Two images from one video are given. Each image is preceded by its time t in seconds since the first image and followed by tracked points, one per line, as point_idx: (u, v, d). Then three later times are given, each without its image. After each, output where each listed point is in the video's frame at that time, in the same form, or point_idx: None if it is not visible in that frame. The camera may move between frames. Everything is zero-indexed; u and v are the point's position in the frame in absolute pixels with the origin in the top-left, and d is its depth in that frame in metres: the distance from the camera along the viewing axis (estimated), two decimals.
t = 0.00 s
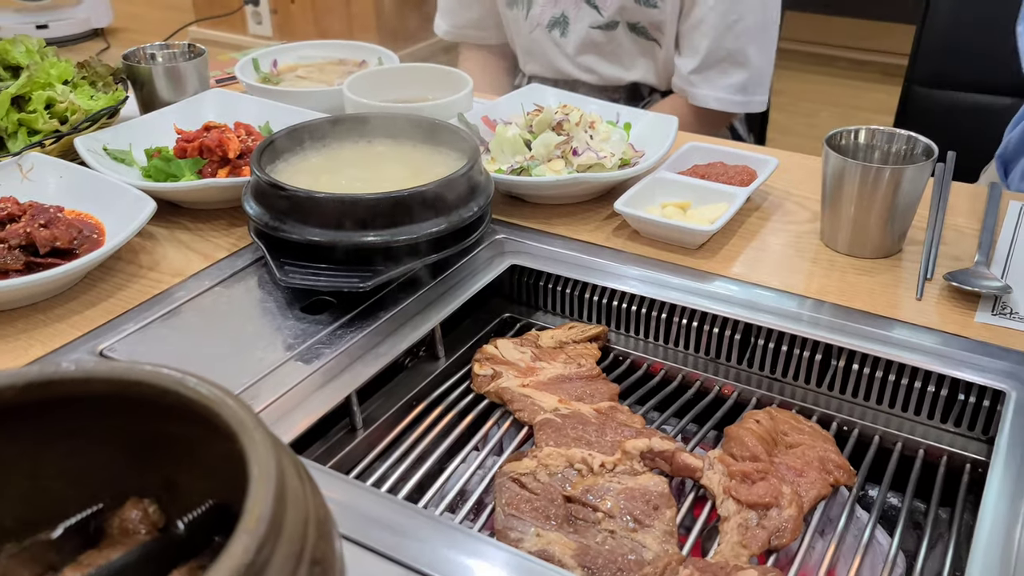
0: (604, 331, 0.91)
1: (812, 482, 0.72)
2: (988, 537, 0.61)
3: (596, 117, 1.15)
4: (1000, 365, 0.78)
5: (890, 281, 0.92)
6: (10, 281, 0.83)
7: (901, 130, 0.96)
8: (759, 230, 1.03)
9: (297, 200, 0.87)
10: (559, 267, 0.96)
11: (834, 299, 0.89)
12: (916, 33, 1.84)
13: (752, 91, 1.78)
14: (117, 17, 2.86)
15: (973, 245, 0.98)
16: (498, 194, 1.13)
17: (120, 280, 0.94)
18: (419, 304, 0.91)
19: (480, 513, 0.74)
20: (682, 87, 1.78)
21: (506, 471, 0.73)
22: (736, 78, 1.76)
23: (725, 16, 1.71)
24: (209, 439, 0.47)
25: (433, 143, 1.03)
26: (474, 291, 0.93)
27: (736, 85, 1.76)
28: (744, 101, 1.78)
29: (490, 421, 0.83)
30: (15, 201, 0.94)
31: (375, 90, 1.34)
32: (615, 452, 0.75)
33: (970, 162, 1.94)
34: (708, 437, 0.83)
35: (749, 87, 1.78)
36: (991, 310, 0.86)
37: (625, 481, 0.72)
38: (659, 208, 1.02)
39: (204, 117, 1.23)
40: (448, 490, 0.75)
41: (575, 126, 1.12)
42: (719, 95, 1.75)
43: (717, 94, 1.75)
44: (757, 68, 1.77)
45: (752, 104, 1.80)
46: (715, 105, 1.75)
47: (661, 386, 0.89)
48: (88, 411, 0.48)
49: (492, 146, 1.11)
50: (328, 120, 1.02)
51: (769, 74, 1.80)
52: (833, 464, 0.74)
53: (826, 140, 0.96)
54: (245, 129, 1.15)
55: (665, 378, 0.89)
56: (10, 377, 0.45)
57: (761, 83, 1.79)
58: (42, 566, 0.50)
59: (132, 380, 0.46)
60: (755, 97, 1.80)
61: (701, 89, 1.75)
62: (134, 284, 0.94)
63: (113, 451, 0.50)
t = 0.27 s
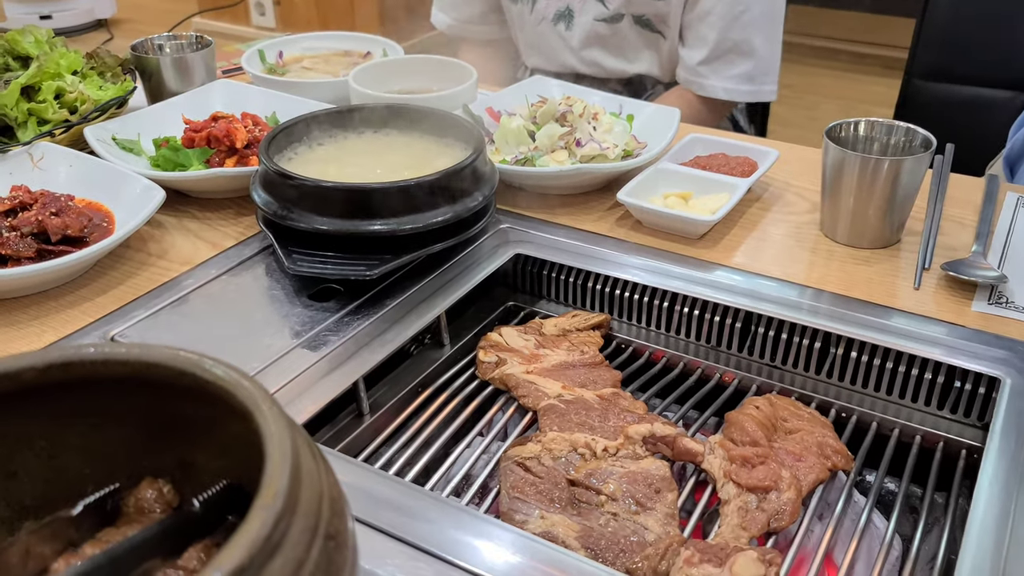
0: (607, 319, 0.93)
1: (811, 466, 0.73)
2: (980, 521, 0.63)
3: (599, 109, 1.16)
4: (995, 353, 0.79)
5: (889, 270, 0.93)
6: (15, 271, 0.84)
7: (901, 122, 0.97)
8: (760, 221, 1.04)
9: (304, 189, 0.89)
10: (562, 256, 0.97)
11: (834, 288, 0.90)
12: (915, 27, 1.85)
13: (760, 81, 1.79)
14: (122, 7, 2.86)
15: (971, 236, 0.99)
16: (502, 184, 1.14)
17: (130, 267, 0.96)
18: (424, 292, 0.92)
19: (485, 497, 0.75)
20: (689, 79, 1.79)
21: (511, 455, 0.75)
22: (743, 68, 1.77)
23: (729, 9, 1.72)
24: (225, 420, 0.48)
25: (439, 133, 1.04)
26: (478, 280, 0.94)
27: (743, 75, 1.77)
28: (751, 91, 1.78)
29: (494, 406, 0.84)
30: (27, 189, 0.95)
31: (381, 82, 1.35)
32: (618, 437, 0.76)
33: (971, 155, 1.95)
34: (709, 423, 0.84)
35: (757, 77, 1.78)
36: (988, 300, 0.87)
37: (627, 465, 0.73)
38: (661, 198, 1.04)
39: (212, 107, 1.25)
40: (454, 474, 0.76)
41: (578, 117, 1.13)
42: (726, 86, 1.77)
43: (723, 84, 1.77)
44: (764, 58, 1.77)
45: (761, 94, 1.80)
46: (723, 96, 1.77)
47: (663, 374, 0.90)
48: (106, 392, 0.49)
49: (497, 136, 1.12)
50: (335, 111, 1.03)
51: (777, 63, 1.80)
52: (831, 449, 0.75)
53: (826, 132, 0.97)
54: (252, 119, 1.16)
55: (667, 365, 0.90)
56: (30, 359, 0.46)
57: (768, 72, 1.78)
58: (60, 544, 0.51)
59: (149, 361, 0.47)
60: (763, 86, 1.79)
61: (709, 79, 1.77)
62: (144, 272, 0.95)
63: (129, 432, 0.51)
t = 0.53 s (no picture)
0: (603, 319, 0.94)
1: (803, 465, 0.74)
2: (968, 519, 0.64)
3: (598, 110, 1.16)
4: (986, 354, 0.80)
5: (883, 271, 0.94)
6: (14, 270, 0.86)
7: (895, 125, 0.98)
8: (756, 222, 1.05)
9: (304, 189, 0.90)
10: (560, 257, 0.98)
11: (828, 289, 0.91)
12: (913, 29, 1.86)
13: (754, 86, 1.80)
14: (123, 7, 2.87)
15: (965, 238, 1.00)
16: (501, 185, 1.15)
17: (132, 267, 0.97)
18: (422, 292, 0.93)
19: (482, 495, 0.76)
20: (683, 83, 1.79)
21: (506, 454, 0.76)
22: (737, 73, 1.78)
23: (726, 13, 1.72)
24: (222, 418, 0.49)
25: (437, 135, 1.05)
26: (476, 279, 0.95)
27: (737, 80, 1.78)
28: (745, 96, 1.80)
29: (491, 405, 0.85)
30: (30, 189, 0.96)
31: (381, 82, 1.36)
32: (613, 436, 0.77)
33: (968, 155, 1.96)
34: (703, 423, 0.85)
35: (750, 81, 1.79)
36: (980, 300, 0.88)
37: (622, 464, 0.74)
38: (657, 199, 1.04)
39: (213, 108, 1.26)
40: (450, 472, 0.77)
41: (576, 118, 1.14)
42: (720, 91, 1.78)
43: (718, 89, 1.77)
44: (758, 62, 1.78)
45: (755, 99, 1.82)
46: (718, 101, 1.78)
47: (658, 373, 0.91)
48: (105, 391, 0.50)
49: (495, 138, 1.13)
50: (334, 111, 1.04)
51: (771, 67, 1.80)
52: (823, 449, 0.76)
53: (821, 134, 0.98)
54: (253, 119, 1.17)
55: (662, 365, 0.91)
56: (31, 358, 0.47)
57: (762, 77, 1.80)
58: (61, 541, 0.52)
59: (148, 361, 0.48)
60: (757, 91, 1.81)
61: (702, 84, 1.77)
62: (145, 271, 0.96)
63: (128, 431, 0.52)
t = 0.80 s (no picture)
0: (605, 314, 0.95)
1: (797, 457, 0.76)
2: (956, 510, 0.65)
3: (600, 109, 1.20)
4: (980, 351, 0.81)
5: (880, 269, 0.96)
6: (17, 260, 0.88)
7: (893, 125, 1.00)
8: (756, 220, 1.07)
9: (312, 185, 0.92)
10: (562, 253, 1.00)
11: (826, 286, 0.93)
12: (916, 30, 1.87)
13: (758, 90, 1.82)
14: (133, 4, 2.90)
15: (962, 237, 1.02)
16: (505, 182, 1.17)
17: (143, 260, 0.99)
18: (427, 286, 0.95)
19: (484, 484, 0.78)
20: (686, 87, 1.80)
21: (508, 444, 0.77)
22: (741, 77, 1.79)
23: (729, 19, 1.74)
24: (233, 406, 0.51)
25: (443, 132, 1.07)
26: (479, 274, 0.97)
27: (741, 83, 1.79)
28: (749, 100, 1.82)
29: (493, 398, 0.87)
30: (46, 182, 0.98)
31: (387, 81, 1.38)
32: (612, 428, 0.79)
33: (970, 156, 1.97)
34: (701, 415, 0.86)
35: (754, 85, 1.81)
36: (975, 298, 0.90)
37: (620, 455, 0.76)
38: (659, 197, 1.06)
39: (223, 105, 1.28)
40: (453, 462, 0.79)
41: (579, 117, 1.16)
42: (725, 95, 1.79)
43: (722, 93, 1.79)
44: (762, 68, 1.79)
45: (760, 102, 1.83)
46: (721, 104, 1.79)
47: (658, 367, 0.93)
48: (120, 378, 0.51)
49: (500, 135, 1.15)
50: (342, 109, 1.06)
51: (775, 72, 1.83)
52: (818, 441, 0.78)
53: (821, 134, 0.99)
54: (262, 117, 1.19)
55: (662, 360, 0.93)
56: (52, 345, 0.48)
57: (767, 81, 1.82)
58: (78, 520, 0.54)
59: (160, 350, 0.50)
60: (762, 95, 1.83)
61: (708, 88, 1.79)
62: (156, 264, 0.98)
63: (142, 418, 0.54)
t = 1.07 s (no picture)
0: (610, 310, 0.97)
1: (798, 450, 0.77)
2: (954, 503, 0.67)
3: (605, 108, 1.21)
4: (980, 347, 0.83)
5: (881, 266, 0.97)
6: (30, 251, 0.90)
7: (894, 125, 1.01)
8: (759, 218, 1.08)
9: (323, 182, 0.94)
10: (568, 250, 1.01)
11: (828, 283, 0.94)
12: (918, 31, 1.89)
13: (762, 93, 1.84)
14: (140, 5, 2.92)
15: (962, 235, 1.03)
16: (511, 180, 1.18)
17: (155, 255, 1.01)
18: (435, 281, 0.96)
19: (490, 475, 0.79)
20: (691, 90, 1.82)
21: (514, 436, 0.79)
22: (745, 81, 1.81)
23: (733, 23, 1.75)
24: (250, 393, 0.49)
25: (454, 129, 1.08)
26: (487, 270, 0.99)
27: (745, 87, 1.82)
28: (753, 103, 1.83)
29: (500, 391, 0.89)
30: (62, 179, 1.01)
31: (395, 80, 1.39)
32: (616, 420, 0.81)
33: (972, 156, 1.98)
34: (704, 410, 0.88)
35: (758, 88, 1.83)
36: (975, 295, 0.91)
37: (624, 447, 0.78)
38: (663, 195, 1.07)
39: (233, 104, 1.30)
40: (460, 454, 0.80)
41: (585, 116, 1.18)
42: (729, 98, 1.81)
43: (726, 96, 1.81)
44: (765, 71, 1.81)
45: (764, 105, 1.85)
46: (725, 107, 1.81)
47: (661, 363, 0.94)
48: (136, 366, 0.49)
49: (506, 134, 1.16)
50: (351, 108, 1.08)
51: (778, 76, 1.85)
52: (819, 434, 0.79)
53: (823, 134, 1.01)
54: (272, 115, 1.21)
55: (666, 355, 0.94)
56: (75, 333, 0.47)
57: (770, 84, 1.84)
58: (98, 506, 0.51)
59: (180, 338, 0.48)
60: (765, 98, 1.85)
61: (712, 92, 1.80)
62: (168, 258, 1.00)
63: (160, 406, 0.52)
